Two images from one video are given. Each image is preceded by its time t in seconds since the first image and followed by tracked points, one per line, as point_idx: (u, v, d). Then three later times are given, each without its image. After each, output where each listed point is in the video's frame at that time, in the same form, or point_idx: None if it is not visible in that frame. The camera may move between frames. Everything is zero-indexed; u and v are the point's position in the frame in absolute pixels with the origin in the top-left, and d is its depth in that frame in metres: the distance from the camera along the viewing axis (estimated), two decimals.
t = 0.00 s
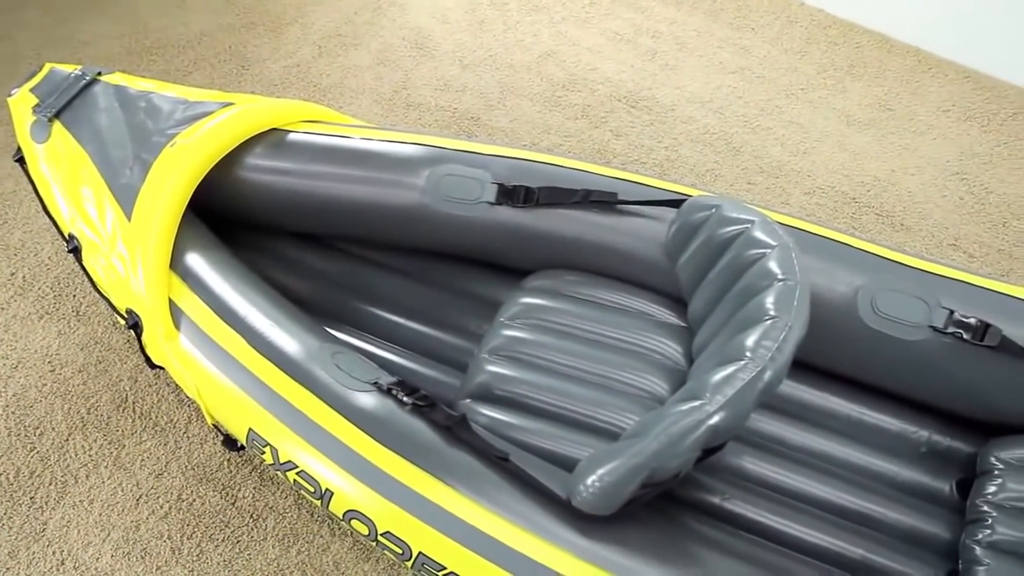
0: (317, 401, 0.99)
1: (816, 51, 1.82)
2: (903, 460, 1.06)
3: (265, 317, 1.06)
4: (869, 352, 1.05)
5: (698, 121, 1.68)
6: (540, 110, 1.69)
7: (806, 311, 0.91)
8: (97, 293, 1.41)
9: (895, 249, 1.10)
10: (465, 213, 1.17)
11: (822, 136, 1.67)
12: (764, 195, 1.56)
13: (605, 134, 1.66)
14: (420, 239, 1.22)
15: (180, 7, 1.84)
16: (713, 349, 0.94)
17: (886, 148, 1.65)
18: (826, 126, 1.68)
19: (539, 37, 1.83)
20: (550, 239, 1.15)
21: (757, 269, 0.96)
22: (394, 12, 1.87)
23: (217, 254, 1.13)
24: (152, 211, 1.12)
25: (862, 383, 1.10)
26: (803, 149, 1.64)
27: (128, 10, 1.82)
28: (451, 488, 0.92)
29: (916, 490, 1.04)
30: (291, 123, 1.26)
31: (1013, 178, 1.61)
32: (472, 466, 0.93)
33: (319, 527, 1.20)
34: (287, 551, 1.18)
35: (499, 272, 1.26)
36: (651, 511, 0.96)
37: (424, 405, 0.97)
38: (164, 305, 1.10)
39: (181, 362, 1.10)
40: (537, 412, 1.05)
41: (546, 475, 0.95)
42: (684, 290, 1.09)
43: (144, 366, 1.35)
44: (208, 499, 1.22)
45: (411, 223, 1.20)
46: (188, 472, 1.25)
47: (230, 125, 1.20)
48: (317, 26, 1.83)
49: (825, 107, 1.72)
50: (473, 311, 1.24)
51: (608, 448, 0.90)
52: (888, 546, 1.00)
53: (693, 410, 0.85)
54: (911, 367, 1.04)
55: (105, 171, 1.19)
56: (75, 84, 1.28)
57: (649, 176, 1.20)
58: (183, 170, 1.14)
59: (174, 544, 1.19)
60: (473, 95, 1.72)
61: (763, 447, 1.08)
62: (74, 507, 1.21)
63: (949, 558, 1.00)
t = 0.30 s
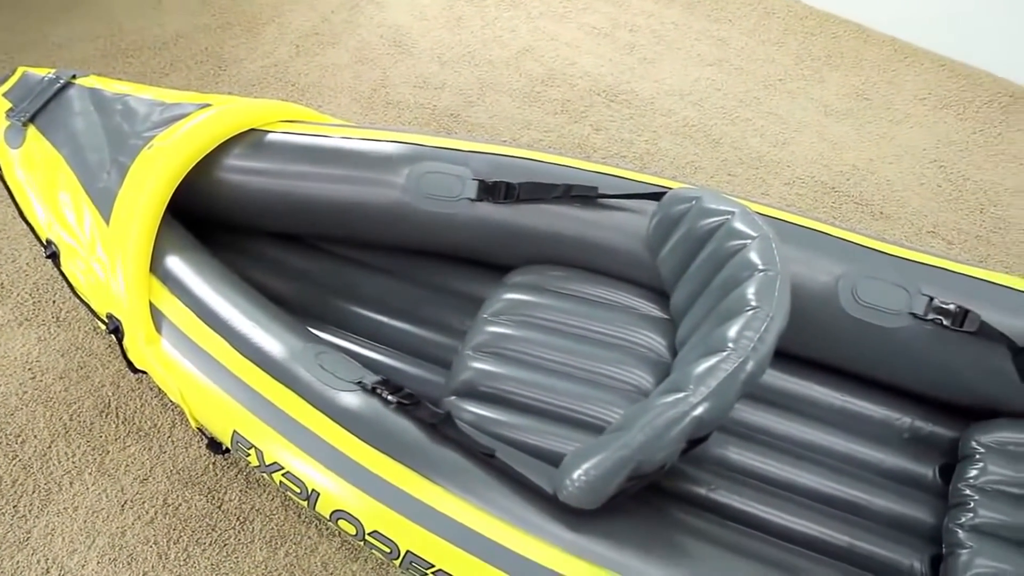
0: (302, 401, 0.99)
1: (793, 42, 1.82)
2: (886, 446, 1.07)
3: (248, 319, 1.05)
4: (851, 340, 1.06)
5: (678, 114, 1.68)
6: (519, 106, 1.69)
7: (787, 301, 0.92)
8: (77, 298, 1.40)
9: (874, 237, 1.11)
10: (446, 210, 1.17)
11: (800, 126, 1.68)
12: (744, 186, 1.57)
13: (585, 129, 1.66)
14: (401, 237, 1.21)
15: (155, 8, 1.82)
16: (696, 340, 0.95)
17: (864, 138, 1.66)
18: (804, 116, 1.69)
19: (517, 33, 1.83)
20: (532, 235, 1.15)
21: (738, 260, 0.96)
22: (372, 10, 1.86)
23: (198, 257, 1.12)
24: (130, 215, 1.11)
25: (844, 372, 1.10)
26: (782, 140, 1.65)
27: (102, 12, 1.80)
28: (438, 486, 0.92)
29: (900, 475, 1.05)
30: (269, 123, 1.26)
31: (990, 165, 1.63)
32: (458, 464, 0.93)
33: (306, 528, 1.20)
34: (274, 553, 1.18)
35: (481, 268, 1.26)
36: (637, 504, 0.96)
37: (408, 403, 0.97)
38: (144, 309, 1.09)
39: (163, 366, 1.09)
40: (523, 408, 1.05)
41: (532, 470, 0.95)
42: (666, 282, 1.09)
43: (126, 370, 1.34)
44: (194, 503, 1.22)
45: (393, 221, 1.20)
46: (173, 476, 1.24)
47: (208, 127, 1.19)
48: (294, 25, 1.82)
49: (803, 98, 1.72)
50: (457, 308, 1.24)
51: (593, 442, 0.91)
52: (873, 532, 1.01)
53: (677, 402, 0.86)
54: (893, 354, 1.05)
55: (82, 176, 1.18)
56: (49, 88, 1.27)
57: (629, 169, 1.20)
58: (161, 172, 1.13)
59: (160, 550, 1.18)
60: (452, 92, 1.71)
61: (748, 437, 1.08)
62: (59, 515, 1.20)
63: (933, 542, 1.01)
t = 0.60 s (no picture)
0: (287, 402, 0.99)
1: (772, 34, 1.83)
2: (871, 434, 1.08)
3: (232, 321, 1.05)
4: (834, 329, 1.06)
5: (659, 107, 1.69)
6: (500, 102, 1.69)
7: (770, 291, 0.92)
8: (58, 303, 1.39)
9: (855, 226, 1.11)
10: (428, 207, 1.16)
11: (781, 117, 1.68)
12: (726, 177, 1.58)
13: (566, 123, 1.66)
14: (385, 235, 1.21)
15: (131, 10, 1.81)
16: (680, 332, 0.95)
17: (844, 127, 1.67)
18: (785, 107, 1.70)
19: (496, 28, 1.82)
20: (515, 230, 1.15)
21: (720, 252, 0.96)
22: (350, 8, 1.85)
23: (180, 260, 1.11)
24: (109, 218, 1.10)
25: (828, 360, 1.11)
26: (763, 131, 1.66)
27: (78, 14, 1.79)
28: (426, 484, 0.92)
29: (885, 462, 1.06)
30: (248, 123, 1.25)
31: (968, 152, 1.64)
32: (446, 462, 0.93)
33: (295, 529, 1.20)
34: (264, 555, 1.17)
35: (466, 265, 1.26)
36: (626, 497, 0.97)
37: (395, 402, 0.97)
38: (126, 313, 1.08)
39: (147, 370, 1.08)
40: (509, 404, 1.05)
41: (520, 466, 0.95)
42: (650, 275, 1.09)
43: (110, 376, 1.33)
44: (181, 507, 1.21)
45: (375, 220, 1.19)
46: (160, 480, 1.24)
47: (187, 128, 1.18)
48: (272, 24, 1.81)
49: (783, 89, 1.73)
50: (442, 306, 1.23)
51: (579, 436, 0.91)
52: (860, 519, 1.01)
53: (663, 394, 0.86)
54: (876, 342, 1.05)
55: (60, 180, 1.17)
56: (24, 91, 1.26)
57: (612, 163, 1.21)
58: (140, 175, 1.12)
59: (148, 555, 1.17)
60: (432, 89, 1.71)
61: (735, 428, 1.09)
62: (45, 522, 1.19)
63: (919, 527, 1.02)
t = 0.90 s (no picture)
0: (271, 403, 0.98)
1: (747, 23, 1.84)
2: (854, 418, 1.09)
3: (213, 324, 1.04)
4: (815, 315, 1.07)
5: (636, 98, 1.69)
6: (478, 97, 1.69)
7: (750, 280, 0.93)
8: (36, 311, 1.37)
9: (833, 212, 1.12)
10: (408, 204, 1.16)
11: (758, 106, 1.69)
12: (705, 167, 1.58)
13: (545, 117, 1.66)
14: (365, 233, 1.21)
15: (102, 12, 1.79)
16: (662, 322, 0.95)
17: (821, 115, 1.68)
18: (761, 95, 1.71)
19: (472, 23, 1.82)
20: (495, 225, 1.15)
21: (700, 241, 0.97)
22: (325, 6, 1.84)
23: (159, 264, 1.11)
24: (85, 224, 1.09)
25: (810, 347, 1.12)
26: (740, 120, 1.66)
27: (48, 17, 1.77)
28: (412, 481, 0.92)
29: (868, 445, 1.06)
30: (223, 124, 1.24)
31: (943, 136, 1.66)
32: (432, 459, 0.93)
33: (282, 531, 1.19)
34: (252, 558, 1.17)
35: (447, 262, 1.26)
36: (613, 488, 0.97)
37: (379, 400, 0.96)
38: (105, 318, 1.07)
39: (127, 375, 1.07)
40: (494, 399, 1.05)
41: (506, 460, 0.95)
42: (631, 266, 1.10)
43: (90, 382, 1.31)
44: (167, 513, 1.20)
45: (355, 218, 1.19)
46: (144, 487, 1.23)
47: (161, 131, 1.17)
48: (246, 24, 1.79)
49: (759, 78, 1.74)
50: (424, 303, 1.23)
51: (564, 429, 0.91)
52: (845, 503, 1.02)
53: (646, 384, 0.86)
54: (856, 327, 1.06)
55: (34, 186, 1.16)
56: None
57: (590, 155, 1.21)
58: (115, 180, 1.11)
59: (135, 561, 1.16)
60: (409, 86, 1.70)
61: (719, 416, 1.09)
62: (29, 532, 1.18)
63: (903, 509, 1.03)
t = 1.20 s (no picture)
0: (251, 406, 0.97)
1: (718, 12, 1.84)
2: (833, 401, 1.09)
3: (191, 328, 1.04)
4: (792, 301, 1.08)
5: (610, 90, 1.69)
6: (451, 92, 1.68)
7: (726, 267, 0.93)
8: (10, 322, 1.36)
9: (806, 197, 1.13)
10: (384, 201, 1.16)
11: (730, 94, 1.69)
12: (680, 156, 1.59)
13: (519, 110, 1.66)
14: (341, 232, 1.20)
15: (69, 16, 1.76)
16: (641, 312, 0.96)
17: (793, 101, 1.69)
18: (734, 84, 1.71)
19: (443, 19, 1.81)
20: (472, 220, 1.15)
21: (676, 230, 0.97)
22: (295, 5, 1.82)
23: (133, 269, 1.10)
24: (57, 231, 1.08)
25: (788, 332, 1.13)
26: (713, 109, 1.67)
27: (13, 22, 1.74)
28: (395, 479, 0.92)
29: (848, 428, 1.07)
30: (195, 127, 1.23)
31: (914, 120, 1.67)
32: (414, 457, 0.93)
33: (268, 533, 1.19)
34: (238, 562, 1.16)
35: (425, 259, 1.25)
36: (596, 479, 0.97)
37: (360, 399, 0.96)
38: (81, 326, 1.06)
39: (105, 383, 1.06)
40: (475, 394, 1.05)
41: (489, 455, 0.95)
42: (608, 258, 1.10)
43: (68, 392, 1.30)
44: (150, 520, 1.19)
45: (331, 217, 1.18)
46: (126, 494, 1.22)
47: (132, 134, 1.16)
48: (216, 25, 1.78)
49: (732, 66, 1.74)
50: (403, 301, 1.23)
51: (546, 422, 0.91)
52: (826, 486, 1.03)
53: (625, 375, 0.87)
54: (833, 311, 1.07)
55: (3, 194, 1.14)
56: None
57: (565, 148, 1.21)
58: (86, 186, 1.10)
59: (119, 570, 1.15)
60: (382, 83, 1.70)
61: (700, 404, 1.09)
62: (10, 545, 1.17)
63: (883, 489, 1.04)
